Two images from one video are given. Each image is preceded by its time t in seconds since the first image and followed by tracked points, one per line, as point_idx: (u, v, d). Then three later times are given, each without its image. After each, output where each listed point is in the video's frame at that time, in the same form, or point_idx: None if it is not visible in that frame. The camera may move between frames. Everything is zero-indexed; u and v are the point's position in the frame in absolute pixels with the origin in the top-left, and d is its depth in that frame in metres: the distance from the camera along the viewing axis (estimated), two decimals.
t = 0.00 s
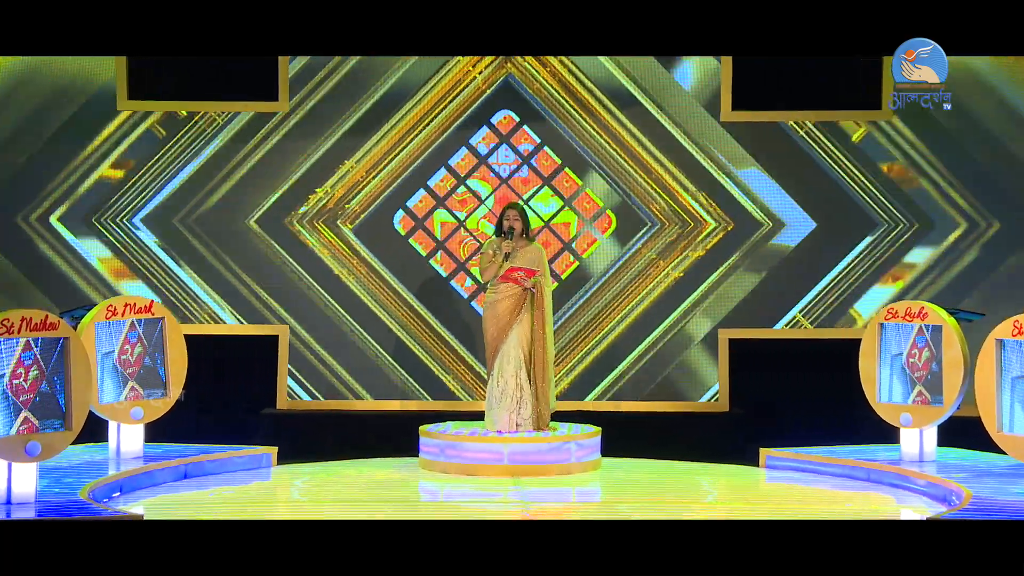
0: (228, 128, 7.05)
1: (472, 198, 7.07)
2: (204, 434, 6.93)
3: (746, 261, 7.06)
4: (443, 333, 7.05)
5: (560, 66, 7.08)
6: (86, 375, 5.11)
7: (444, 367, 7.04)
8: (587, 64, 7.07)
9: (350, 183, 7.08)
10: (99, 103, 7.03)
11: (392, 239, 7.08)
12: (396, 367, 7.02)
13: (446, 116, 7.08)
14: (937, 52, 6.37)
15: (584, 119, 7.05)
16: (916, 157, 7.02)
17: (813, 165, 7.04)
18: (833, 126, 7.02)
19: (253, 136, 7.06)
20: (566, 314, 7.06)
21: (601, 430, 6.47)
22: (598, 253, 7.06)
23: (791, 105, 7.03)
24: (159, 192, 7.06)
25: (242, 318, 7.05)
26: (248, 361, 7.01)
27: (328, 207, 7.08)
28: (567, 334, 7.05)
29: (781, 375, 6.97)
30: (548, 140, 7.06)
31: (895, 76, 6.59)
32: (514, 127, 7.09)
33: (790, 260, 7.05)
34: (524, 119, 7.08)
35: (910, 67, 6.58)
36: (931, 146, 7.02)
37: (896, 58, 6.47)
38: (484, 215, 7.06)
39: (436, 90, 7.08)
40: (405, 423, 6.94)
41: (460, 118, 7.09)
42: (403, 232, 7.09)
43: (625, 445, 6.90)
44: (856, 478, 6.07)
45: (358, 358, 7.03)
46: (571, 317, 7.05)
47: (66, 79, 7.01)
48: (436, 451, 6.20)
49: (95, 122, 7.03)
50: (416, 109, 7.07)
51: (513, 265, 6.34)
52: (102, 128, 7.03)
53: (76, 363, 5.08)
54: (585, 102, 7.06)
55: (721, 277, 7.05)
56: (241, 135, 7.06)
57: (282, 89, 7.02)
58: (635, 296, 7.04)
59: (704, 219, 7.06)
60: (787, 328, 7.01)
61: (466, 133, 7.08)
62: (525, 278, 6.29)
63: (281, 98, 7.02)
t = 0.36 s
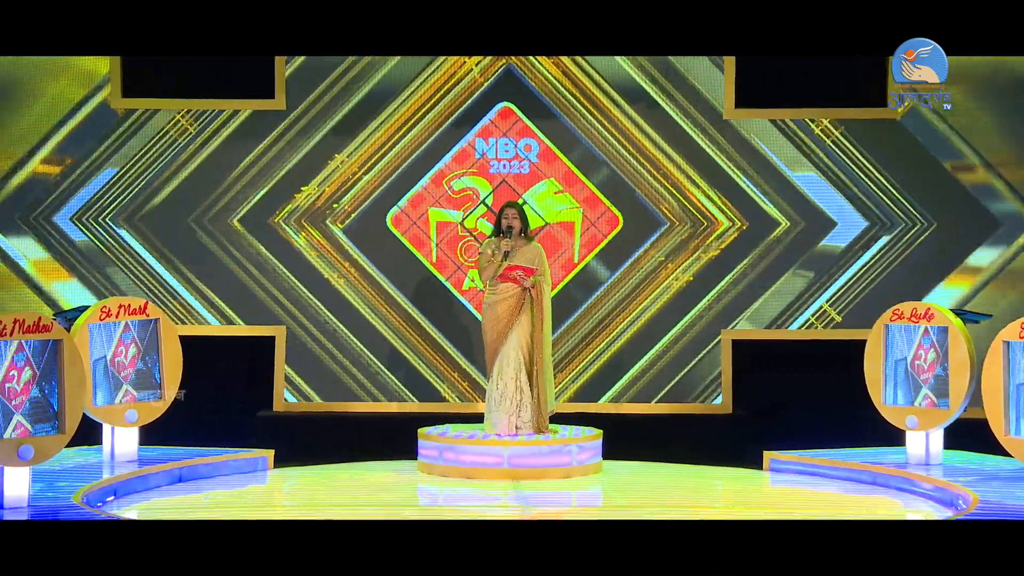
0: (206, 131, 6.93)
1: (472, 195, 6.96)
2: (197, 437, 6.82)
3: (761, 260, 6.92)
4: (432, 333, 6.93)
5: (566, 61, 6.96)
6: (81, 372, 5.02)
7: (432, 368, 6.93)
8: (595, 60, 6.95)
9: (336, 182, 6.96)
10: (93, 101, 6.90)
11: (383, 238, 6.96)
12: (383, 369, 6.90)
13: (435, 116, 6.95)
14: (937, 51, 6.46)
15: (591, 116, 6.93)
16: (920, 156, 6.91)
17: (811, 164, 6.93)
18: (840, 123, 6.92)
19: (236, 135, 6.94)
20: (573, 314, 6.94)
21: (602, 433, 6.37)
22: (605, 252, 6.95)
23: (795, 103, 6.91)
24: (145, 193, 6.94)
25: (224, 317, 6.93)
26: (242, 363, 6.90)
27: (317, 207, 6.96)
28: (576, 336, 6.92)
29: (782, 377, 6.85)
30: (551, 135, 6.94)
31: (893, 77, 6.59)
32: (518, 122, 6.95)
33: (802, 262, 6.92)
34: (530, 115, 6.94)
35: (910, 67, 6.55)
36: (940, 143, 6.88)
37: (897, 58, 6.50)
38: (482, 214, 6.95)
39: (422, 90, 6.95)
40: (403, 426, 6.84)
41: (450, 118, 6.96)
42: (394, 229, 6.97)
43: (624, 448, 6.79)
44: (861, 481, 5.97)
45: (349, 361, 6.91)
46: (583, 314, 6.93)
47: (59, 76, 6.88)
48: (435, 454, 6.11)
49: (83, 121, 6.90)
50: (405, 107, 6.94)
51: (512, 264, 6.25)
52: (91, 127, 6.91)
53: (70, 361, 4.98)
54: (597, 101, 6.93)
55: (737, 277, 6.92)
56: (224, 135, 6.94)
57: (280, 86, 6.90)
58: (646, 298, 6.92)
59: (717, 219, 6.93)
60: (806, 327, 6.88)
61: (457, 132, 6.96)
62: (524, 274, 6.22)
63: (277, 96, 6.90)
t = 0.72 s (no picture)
0: (188, 128, 6.81)
1: (470, 193, 6.85)
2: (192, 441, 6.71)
3: (779, 259, 6.80)
4: (422, 334, 6.82)
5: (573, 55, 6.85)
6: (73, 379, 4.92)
7: (422, 370, 6.81)
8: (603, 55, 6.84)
9: (323, 182, 6.85)
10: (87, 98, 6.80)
11: (376, 238, 6.85)
12: (373, 375, 6.81)
13: (422, 117, 6.85)
14: (937, 51, 6.29)
15: (597, 111, 6.82)
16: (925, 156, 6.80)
17: (813, 162, 6.80)
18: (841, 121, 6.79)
19: (217, 135, 6.83)
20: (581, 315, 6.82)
21: (603, 436, 6.28)
22: (613, 250, 6.84)
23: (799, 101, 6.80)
24: (132, 191, 6.82)
25: (207, 320, 6.80)
26: (238, 365, 6.80)
27: (305, 206, 6.85)
28: (585, 336, 6.80)
29: (786, 380, 6.74)
30: (555, 131, 6.83)
31: (893, 77, 6.45)
32: (519, 117, 6.85)
33: (813, 262, 6.79)
34: (536, 114, 6.84)
35: (911, 67, 6.40)
36: (946, 143, 6.80)
37: (897, 58, 6.34)
38: (480, 213, 6.83)
39: (407, 91, 6.84)
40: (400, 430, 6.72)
41: (440, 118, 6.85)
42: (388, 230, 6.86)
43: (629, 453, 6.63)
44: (867, 486, 5.87)
45: (341, 367, 6.81)
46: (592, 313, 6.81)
47: (52, 74, 6.78)
48: (434, 457, 6.02)
49: (72, 119, 6.81)
50: (395, 104, 6.84)
51: (513, 262, 6.14)
52: (82, 125, 6.82)
53: (63, 368, 4.88)
54: (607, 98, 6.82)
55: (753, 277, 6.79)
56: (208, 133, 6.82)
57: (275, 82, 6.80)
58: (654, 301, 6.80)
59: (731, 217, 6.81)
60: (820, 329, 6.76)
61: (448, 130, 6.85)
62: (524, 275, 6.11)
63: (274, 93, 6.80)
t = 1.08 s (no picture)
0: (178, 125, 6.72)
1: (468, 190, 6.69)
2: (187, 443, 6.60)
3: (798, 258, 6.66)
4: (413, 334, 6.69)
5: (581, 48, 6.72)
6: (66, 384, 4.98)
7: (411, 371, 6.69)
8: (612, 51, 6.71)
9: (313, 180, 6.72)
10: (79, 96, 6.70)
11: (368, 237, 6.72)
12: (360, 378, 6.69)
13: (412, 116, 6.71)
14: (938, 51, 6.20)
15: (605, 107, 6.69)
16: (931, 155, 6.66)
17: (819, 160, 6.67)
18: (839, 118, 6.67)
19: (201, 133, 6.72)
20: (588, 315, 6.69)
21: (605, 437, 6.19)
22: (620, 249, 6.69)
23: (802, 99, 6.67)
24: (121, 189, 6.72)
25: (199, 318, 6.69)
26: (233, 366, 6.69)
27: (288, 205, 6.72)
28: (595, 336, 6.67)
29: (790, 382, 6.63)
30: (560, 127, 6.68)
31: (893, 77, 6.37)
32: (520, 110, 6.70)
33: (822, 262, 6.65)
34: (543, 111, 6.69)
35: (910, 67, 6.31)
36: (953, 141, 6.67)
37: (897, 58, 6.28)
38: (478, 211, 6.69)
39: (395, 90, 6.72)
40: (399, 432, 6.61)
41: (430, 116, 6.71)
42: (381, 229, 6.72)
43: (630, 454, 6.54)
44: (872, 488, 5.78)
45: (330, 369, 6.69)
46: (599, 314, 6.68)
47: (43, 72, 6.69)
48: (432, 460, 5.92)
49: (62, 117, 6.70)
50: (385, 101, 6.71)
51: (511, 261, 6.06)
52: (71, 123, 6.70)
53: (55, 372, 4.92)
54: (615, 95, 6.70)
55: (761, 282, 6.65)
56: (195, 130, 6.71)
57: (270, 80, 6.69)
58: (661, 304, 6.66)
59: (743, 216, 6.67)
60: (832, 331, 6.65)
61: (441, 128, 6.69)
62: (525, 273, 6.02)
63: (270, 90, 6.68)
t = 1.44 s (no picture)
0: (164, 120, 6.59)
1: (466, 186, 6.55)
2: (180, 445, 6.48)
3: (812, 259, 6.54)
4: (406, 335, 6.57)
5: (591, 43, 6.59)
6: (58, 387, 4.95)
7: (401, 371, 6.58)
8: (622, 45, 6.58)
9: (303, 177, 6.58)
10: (65, 91, 6.57)
11: (361, 236, 6.59)
12: (349, 382, 6.57)
13: (404, 113, 6.58)
14: (938, 53, 6.02)
15: (613, 102, 6.55)
16: (937, 155, 6.54)
17: (822, 157, 6.55)
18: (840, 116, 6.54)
19: (186, 130, 6.58)
20: (597, 313, 6.57)
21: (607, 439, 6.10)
22: (628, 246, 6.56)
23: (806, 93, 6.55)
24: (106, 185, 6.58)
25: (194, 317, 6.58)
26: (229, 366, 6.58)
27: (273, 203, 6.59)
28: (605, 336, 6.55)
29: (795, 383, 6.52)
30: (567, 124, 6.56)
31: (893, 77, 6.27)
32: (521, 103, 6.56)
33: (828, 262, 6.54)
34: (548, 106, 6.56)
35: (910, 67, 6.22)
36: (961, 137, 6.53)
37: (897, 59, 6.17)
38: (477, 208, 6.55)
39: (382, 89, 6.59)
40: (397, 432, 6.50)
41: (421, 115, 6.58)
42: (374, 227, 6.59)
43: (631, 456, 6.43)
44: (879, 491, 5.69)
45: (320, 371, 6.58)
46: (598, 322, 6.56)
47: (29, 66, 6.57)
48: (431, 462, 5.83)
49: (52, 113, 6.57)
50: (376, 95, 6.59)
51: (512, 259, 5.94)
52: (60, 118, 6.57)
53: (47, 374, 4.88)
54: (626, 92, 6.56)
55: (775, 284, 6.55)
56: (185, 126, 6.58)
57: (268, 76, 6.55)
58: (668, 307, 6.55)
59: (755, 214, 6.54)
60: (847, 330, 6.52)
61: (433, 126, 6.57)
62: (526, 272, 5.90)
63: (266, 86, 6.54)
